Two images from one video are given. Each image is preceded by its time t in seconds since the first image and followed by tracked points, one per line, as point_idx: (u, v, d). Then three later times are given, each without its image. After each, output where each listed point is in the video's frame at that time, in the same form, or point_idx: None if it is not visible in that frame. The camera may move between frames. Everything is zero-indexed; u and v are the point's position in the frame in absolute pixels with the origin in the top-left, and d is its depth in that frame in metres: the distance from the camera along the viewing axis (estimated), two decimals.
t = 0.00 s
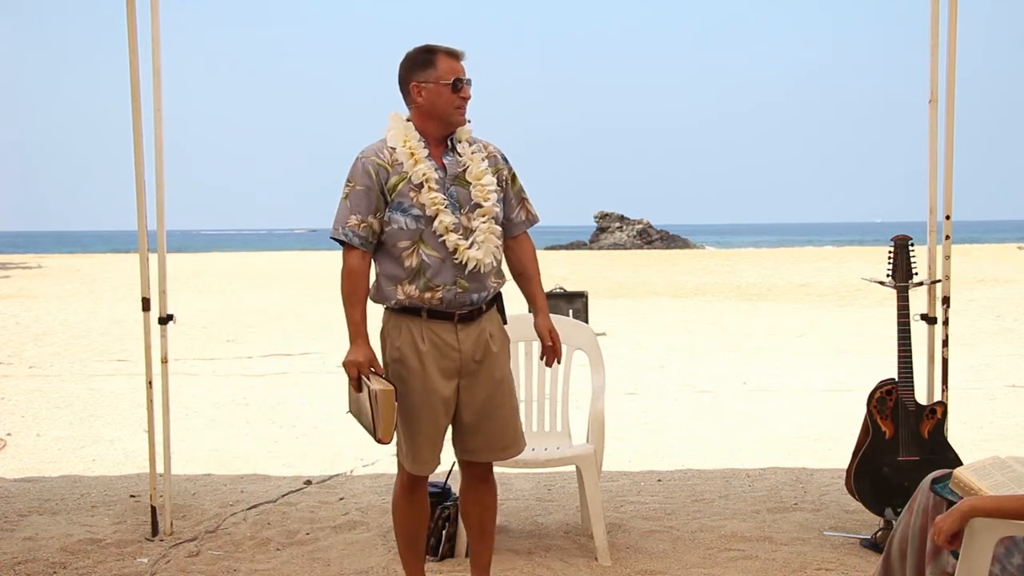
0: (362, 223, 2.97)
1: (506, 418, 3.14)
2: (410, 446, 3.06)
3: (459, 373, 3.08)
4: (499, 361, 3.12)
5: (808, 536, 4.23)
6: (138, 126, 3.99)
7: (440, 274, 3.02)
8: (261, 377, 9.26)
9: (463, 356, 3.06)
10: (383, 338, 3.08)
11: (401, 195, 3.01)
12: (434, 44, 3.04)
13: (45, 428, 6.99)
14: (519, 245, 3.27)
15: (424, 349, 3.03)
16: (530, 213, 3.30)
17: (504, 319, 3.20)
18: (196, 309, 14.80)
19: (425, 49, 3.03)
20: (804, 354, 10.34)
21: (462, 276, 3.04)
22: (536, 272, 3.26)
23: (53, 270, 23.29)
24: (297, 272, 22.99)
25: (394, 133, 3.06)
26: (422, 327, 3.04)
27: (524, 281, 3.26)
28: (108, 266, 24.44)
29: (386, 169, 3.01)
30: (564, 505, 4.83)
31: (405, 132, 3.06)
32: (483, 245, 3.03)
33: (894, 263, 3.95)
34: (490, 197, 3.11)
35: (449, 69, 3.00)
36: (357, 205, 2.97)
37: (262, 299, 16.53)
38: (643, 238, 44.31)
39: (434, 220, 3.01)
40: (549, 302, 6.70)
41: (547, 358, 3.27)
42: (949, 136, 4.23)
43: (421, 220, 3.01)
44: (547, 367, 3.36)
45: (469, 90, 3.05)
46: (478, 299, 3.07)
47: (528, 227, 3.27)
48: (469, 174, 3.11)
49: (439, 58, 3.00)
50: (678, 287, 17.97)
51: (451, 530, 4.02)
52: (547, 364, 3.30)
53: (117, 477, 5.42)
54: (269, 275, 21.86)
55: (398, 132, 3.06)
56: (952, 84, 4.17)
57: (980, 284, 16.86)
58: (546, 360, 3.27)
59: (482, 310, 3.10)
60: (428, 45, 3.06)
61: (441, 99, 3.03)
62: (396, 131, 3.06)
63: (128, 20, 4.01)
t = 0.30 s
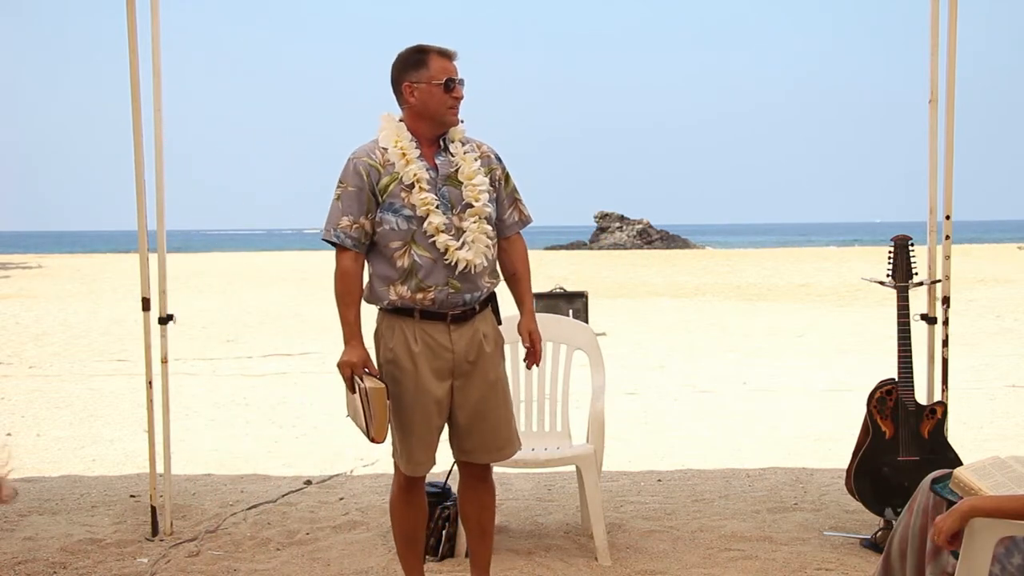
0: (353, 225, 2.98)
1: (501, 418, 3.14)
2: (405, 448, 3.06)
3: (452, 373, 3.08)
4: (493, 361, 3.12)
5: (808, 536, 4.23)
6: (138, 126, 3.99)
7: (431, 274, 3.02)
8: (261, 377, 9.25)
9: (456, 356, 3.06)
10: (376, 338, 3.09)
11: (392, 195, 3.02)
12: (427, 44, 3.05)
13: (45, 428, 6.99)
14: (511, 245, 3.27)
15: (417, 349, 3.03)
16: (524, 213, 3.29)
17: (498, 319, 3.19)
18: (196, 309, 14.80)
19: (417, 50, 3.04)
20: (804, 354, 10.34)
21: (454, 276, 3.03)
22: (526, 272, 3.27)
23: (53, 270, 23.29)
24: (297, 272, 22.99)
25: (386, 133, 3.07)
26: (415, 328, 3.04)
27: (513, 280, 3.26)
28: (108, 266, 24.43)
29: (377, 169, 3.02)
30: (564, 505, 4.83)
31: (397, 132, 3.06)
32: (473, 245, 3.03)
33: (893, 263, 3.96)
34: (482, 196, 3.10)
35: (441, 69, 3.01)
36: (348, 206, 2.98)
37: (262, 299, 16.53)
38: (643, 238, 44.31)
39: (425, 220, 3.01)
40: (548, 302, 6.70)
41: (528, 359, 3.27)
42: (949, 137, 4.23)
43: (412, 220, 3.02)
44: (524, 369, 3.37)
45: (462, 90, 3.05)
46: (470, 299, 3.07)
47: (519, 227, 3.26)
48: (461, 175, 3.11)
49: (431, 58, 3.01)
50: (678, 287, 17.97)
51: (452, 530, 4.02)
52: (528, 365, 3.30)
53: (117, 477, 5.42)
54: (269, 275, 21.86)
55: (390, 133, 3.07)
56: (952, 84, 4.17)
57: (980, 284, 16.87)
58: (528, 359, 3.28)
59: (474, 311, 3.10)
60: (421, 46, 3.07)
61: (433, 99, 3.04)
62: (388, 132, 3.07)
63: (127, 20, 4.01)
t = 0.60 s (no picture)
0: (350, 226, 2.97)
1: (499, 419, 3.14)
2: (403, 448, 3.06)
3: (450, 373, 3.08)
4: (490, 361, 3.12)
5: (808, 536, 4.23)
6: (138, 126, 3.99)
7: (429, 274, 3.02)
8: (261, 376, 9.26)
9: (454, 356, 3.06)
10: (375, 338, 3.09)
11: (390, 196, 3.01)
12: (421, 43, 3.06)
13: (45, 428, 6.99)
14: (507, 246, 3.26)
15: (415, 349, 3.03)
16: (518, 213, 3.30)
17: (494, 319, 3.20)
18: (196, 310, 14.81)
19: (411, 50, 3.04)
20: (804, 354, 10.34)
21: (452, 276, 3.04)
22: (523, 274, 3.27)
23: (52, 270, 23.31)
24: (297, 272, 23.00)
25: (382, 134, 3.06)
26: (413, 328, 3.04)
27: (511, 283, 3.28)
28: (108, 266, 24.44)
29: (374, 171, 3.01)
30: (564, 505, 4.83)
31: (393, 133, 3.06)
32: (471, 245, 3.03)
33: (894, 263, 3.95)
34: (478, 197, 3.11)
35: (435, 68, 3.02)
36: (345, 207, 2.97)
37: (262, 298, 16.54)
38: (643, 238, 44.32)
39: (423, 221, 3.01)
40: (548, 302, 6.70)
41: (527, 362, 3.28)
42: (949, 136, 4.23)
43: (410, 221, 3.01)
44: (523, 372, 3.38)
45: (456, 89, 3.05)
46: (468, 299, 3.07)
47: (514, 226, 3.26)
48: (458, 174, 3.11)
49: (424, 58, 3.02)
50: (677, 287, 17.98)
51: (452, 530, 4.02)
52: (528, 367, 3.32)
53: (117, 477, 5.42)
54: (269, 274, 21.86)
55: (386, 133, 3.06)
56: (952, 84, 4.17)
57: (980, 284, 16.87)
58: (527, 361, 3.29)
59: (473, 311, 3.10)
60: (415, 45, 3.07)
61: (429, 99, 3.04)
62: (384, 133, 3.06)
63: (128, 20, 4.01)
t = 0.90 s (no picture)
0: (361, 236, 2.94)
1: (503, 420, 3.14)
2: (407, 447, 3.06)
3: (456, 373, 3.08)
4: (495, 361, 3.13)
5: (807, 536, 4.23)
6: (138, 126, 3.99)
7: (439, 280, 3.03)
8: (261, 376, 9.26)
9: (459, 355, 3.06)
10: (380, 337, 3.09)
11: (399, 203, 3.00)
12: (417, 45, 3.04)
13: (45, 428, 6.99)
14: (504, 240, 3.26)
15: (422, 349, 3.03)
16: (515, 206, 3.31)
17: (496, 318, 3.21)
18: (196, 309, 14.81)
19: (409, 54, 3.03)
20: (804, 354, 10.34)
21: (461, 280, 3.05)
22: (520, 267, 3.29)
23: (52, 271, 23.32)
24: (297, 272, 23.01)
25: (386, 140, 3.04)
26: (420, 329, 3.04)
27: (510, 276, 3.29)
28: (107, 266, 24.45)
29: (382, 178, 2.98)
30: (564, 505, 4.83)
31: (397, 139, 3.04)
32: (479, 250, 3.04)
33: (894, 263, 3.95)
34: (484, 198, 3.11)
35: (432, 68, 3.01)
36: (355, 217, 2.94)
37: (262, 298, 16.54)
38: (643, 238, 44.31)
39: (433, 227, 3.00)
40: (548, 302, 6.69)
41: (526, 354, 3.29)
42: (949, 136, 4.23)
43: (420, 227, 3.01)
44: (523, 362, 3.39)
45: (454, 89, 3.05)
46: (475, 301, 3.09)
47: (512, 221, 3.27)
48: (462, 176, 3.11)
49: (421, 60, 3.01)
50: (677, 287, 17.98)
51: (452, 530, 4.02)
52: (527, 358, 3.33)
53: (117, 477, 5.42)
54: (269, 274, 21.86)
55: (390, 139, 3.04)
56: (952, 84, 4.17)
57: (980, 283, 16.87)
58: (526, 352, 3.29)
59: (477, 311, 3.12)
60: (410, 47, 3.06)
61: (428, 100, 3.04)
62: (388, 139, 3.04)
63: (128, 20, 4.01)
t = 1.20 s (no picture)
0: (385, 231, 2.93)
1: (519, 421, 3.16)
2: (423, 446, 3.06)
3: (474, 374, 3.10)
4: (512, 364, 3.17)
5: (807, 536, 4.24)
6: (138, 126, 3.99)
7: (461, 279, 3.03)
8: (261, 376, 9.26)
9: (478, 356, 3.09)
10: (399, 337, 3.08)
11: (423, 200, 3.00)
12: (443, 45, 3.05)
13: (45, 428, 6.99)
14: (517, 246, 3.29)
15: (443, 348, 3.05)
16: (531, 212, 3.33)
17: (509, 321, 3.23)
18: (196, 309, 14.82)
19: (435, 53, 3.03)
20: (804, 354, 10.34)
21: (481, 280, 3.06)
22: (532, 274, 3.31)
23: (52, 271, 23.33)
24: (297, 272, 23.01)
25: (411, 137, 3.04)
26: (441, 329, 3.06)
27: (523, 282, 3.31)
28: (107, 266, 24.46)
29: (407, 175, 2.98)
30: (564, 505, 4.83)
31: (422, 136, 3.04)
32: (499, 250, 3.06)
33: (893, 263, 3.95)
34: (504, 200, 3.14)
35: (458, 68, 3.02)
36: (380, 212, 2.93)
37: (262, 298, 16.54)
38: (643, 238, 44.31)
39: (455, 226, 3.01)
40: (549, 302, 6.69)
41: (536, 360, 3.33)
42: (949, 136, 4.23)
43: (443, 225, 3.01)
44: (533, 368, 3.43)
45: (479, 89, 3.06)
46: (493, 302, 3.11)
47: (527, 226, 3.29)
48: (483, 177, 3.13)
49: (448, 59, 3.02)
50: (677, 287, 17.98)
51: (452, 530, 4.02)
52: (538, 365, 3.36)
53: (116, 477, 5.42)
54: (269, 274, 21.87)
55: (415, 136, 3.04)
56: (952, 84, 4.16)
57: (980, 283, 16.88)
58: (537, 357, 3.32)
59: (493, 313, 3.15)
60: (437, 47, 3.07)
61: (453, 100, 3.05)
62: (413, 136, 3.04)
63: (128, 19, 4.01)
